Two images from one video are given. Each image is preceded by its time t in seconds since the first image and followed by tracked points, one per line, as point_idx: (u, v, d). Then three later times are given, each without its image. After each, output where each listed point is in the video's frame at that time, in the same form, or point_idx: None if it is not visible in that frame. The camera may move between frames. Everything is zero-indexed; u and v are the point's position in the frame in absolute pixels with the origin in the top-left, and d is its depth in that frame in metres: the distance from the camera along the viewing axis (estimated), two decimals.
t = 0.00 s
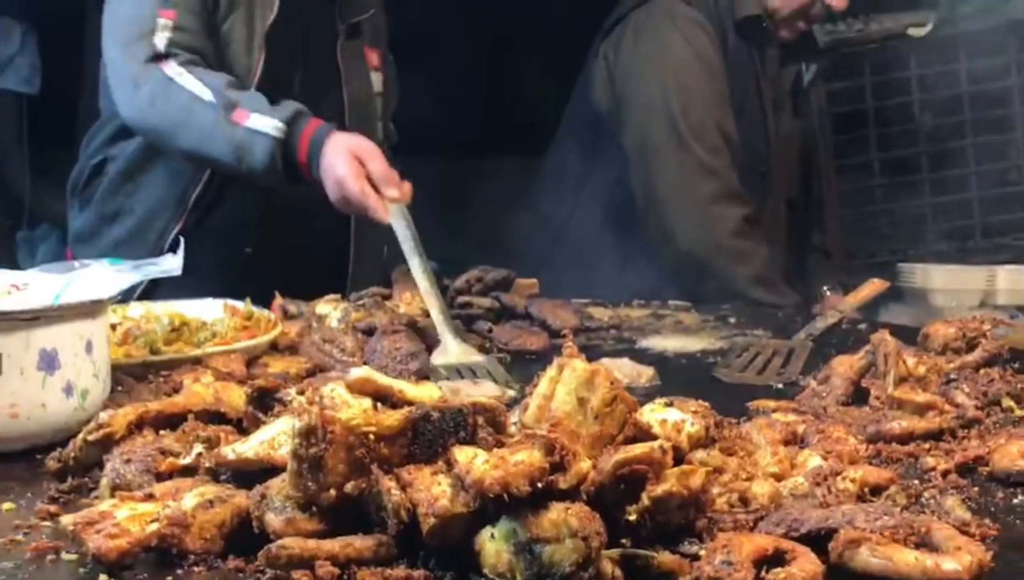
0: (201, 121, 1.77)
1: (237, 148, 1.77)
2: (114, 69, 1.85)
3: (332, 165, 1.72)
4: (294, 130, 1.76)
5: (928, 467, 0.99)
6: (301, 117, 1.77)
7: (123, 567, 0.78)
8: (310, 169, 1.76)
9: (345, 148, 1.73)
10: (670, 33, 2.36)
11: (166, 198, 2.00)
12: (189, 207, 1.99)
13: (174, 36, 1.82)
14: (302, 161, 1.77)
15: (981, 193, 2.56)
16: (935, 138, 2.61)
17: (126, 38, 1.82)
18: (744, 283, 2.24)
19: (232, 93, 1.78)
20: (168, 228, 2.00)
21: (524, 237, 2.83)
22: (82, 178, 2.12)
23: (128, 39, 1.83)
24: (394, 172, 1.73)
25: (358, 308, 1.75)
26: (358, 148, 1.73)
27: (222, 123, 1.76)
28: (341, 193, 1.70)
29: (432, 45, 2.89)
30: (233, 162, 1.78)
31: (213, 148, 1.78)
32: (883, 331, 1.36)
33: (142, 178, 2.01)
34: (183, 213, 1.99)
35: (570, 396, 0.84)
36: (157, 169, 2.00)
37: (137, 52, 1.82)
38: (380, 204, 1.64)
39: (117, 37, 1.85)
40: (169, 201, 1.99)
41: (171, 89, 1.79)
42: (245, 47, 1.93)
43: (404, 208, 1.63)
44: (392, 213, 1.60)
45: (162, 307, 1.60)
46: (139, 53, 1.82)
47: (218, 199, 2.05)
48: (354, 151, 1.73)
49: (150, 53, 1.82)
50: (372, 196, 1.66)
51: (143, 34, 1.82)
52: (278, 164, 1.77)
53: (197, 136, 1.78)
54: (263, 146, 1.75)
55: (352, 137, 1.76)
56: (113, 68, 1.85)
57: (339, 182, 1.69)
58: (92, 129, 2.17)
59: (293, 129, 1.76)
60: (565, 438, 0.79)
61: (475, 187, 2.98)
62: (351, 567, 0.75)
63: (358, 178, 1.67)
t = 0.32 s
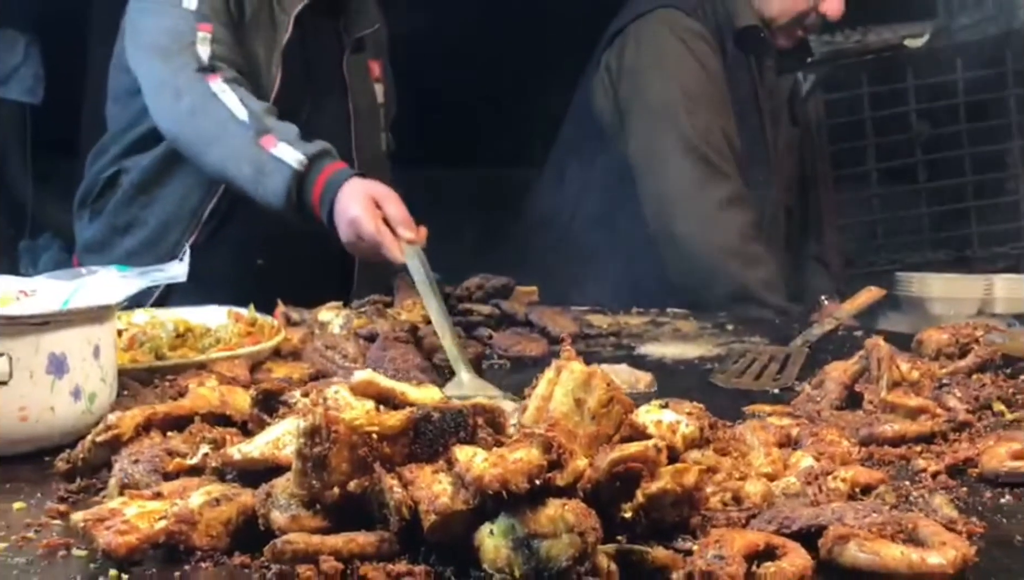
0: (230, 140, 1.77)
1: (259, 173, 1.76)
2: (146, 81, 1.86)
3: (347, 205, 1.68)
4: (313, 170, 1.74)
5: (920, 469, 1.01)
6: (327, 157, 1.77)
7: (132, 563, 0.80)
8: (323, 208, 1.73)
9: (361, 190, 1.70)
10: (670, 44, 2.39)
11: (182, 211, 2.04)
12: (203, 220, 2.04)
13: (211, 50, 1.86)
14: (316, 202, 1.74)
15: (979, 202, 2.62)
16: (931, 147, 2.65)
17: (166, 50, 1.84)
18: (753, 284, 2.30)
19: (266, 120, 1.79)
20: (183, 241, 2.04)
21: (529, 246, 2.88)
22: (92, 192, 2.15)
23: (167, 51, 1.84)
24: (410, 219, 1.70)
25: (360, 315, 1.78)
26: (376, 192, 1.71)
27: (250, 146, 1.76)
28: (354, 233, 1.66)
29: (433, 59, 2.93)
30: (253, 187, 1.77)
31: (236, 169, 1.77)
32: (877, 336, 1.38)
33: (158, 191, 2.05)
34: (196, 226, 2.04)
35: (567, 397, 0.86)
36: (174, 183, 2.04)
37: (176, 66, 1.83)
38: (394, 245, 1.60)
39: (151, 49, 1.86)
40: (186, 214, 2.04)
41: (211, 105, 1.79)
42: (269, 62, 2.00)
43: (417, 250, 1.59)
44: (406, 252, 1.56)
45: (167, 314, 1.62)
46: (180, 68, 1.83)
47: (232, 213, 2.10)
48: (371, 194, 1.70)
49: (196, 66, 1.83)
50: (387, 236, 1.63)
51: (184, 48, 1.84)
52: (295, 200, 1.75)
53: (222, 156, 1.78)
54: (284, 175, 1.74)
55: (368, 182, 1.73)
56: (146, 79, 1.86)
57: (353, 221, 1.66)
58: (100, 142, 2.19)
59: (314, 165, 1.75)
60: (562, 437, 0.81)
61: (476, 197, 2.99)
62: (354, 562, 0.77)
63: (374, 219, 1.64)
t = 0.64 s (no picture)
0: (249, 135, 1.81)
1: (277, 165, 1.79)
2: (165, 85, 1.90)
3: (359, 195, 1.70)
4: (329, 159, 1.78)
5: (904, 466, 1.04)
6: (341, 148, 1.80)
7: (140, 552, 0.83)
8: (337, 197, 1.75)
9: (376, 181, 1.71)
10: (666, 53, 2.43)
11: (195, 222, 2.12)
12: (214, 232, 2.13)
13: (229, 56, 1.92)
14: (332, 191, 1.76)
15: (974, 209, 2.75)
16: (926, 155, 2.75)
17: (184, 55, 1.89)
18: (741, 292, 2.39)
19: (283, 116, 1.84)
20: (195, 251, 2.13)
21: (525, 252, 2.90)
22: (102, 200, 2.22)
23: (185, 56, 1.89)
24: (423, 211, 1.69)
25: (360, 318, 1.82)
26: (391, 183, 1.71)
27: (269, 141, 1.81)
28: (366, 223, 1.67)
29: (435, 67, 2.97)
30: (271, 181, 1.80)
31: (255, 163, 1.81)
32: (865, 338, 1.41)
33: (171, 202, 2.13)
34: (207, 238, 2.13)
35: (561, 394, 0.90)
36: (187, 194, 2.12)
37: (195, 68, 1.88)
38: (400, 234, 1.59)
39: (168, 54, 1.90)
40: (198, 226, 2.12)
41: (225, 104, 1.83)
42: (282, 70, 2.09)
43: (425, 243, 1.58)
44: (410, 244, 1.56)
45: (170, 316, 1.65)
46: (199, 69, 1.88)
47: (243, 225, 2.17)
48: (386, 186, 1.71)
49: (214, 69, 1.88)
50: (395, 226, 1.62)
51: (202, 52, 1.90)
52: (313, 192, 1.78)
53: (241, 151, 1.82)
54: (300, 164, 1.77)
55: (389, 174, 1.75)
56: (164, 82, 1.90)
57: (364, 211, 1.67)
58: (109, 151, 2.26)
59: (331, 156, 1.78)
60: (555, 432, 0.84)
61: (481, 203, 3.05)
62: (355, 551, 0.80)
63: (383, 209, 1.65)
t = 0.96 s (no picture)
0: (270, 121, 1.87)
1: (295, 149, 1.84)
2: (185, 79, 1.99)
3: (372, 189, 1.74)
4: (345, 150, 1.82)
5: (885, 468, 1.07)
6: (357, 138, 1.85)
7: (142, 550, 0.85)
8: (349, 190, 1.79)
9: (392, 176, 1.75)
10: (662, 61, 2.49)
11: (203, 228, 2.28)
12: (221, 237, 2.28)
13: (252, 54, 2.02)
14: (344, 183, 1.80)
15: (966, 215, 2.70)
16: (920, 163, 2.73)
17: (207, 52, 1.98)
18: (746, 294, 2.49)
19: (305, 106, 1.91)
20: (202, 256, 2.28)
21: (518, 257, 2.91)
22: (111, 204, 2.38)
23: (207, 53, 1.98)
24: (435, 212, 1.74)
25: (357, 324, 1.86)
26: (406, 180, 1.75)
27: (288, 127, 1.86)
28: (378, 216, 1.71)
29: (435, 74, 3.02)
30: (288, 165, 1.84)
31: (273, 148, 1.86)
32: (850, 343, 1.44)
33: (179, 208, 2.28)
34: (214, 243, 2.28)
35: (550, 397, 0.93)
36: (195, 199, 2.27)
37: (218, 63, 1.97)
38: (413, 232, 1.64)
39: (189, 51, 2.00)
40: (205, 231, 2.28)
41: (246, 91, 1.91)
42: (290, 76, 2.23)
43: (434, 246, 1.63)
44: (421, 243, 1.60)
45: (171, 321, 1.68)
46: (221, 64, 1.97)
47: (248, 229, 2.32)
48: (403, 181, 1.75)
49: (239, 64, 1.97)
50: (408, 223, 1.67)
51: (225, 48, 1.99)
52: (324, 181, 1.82)
53: (261, 137, 1.87)
54: (317, 148, 1.82)
55: (404, 169, 1.79)
56: (184, 76, 1.99)
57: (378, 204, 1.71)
58: (116, 157, 2.40)
59: (346, 144, 1.83)
60: (544, 433, 0.87)
61: (480, 210, 3.06)
62: (350, 548, 0.83)
63: (398, 206, 1.69)
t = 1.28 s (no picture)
0: (278, 120, 1.90)
1: (301, 148, 1.86)
2: (195, 79, 2.02)
3: (379, 187, 1.77)
4: (349, 150, 1.85)
5: (867, 463, 1.08)
6: (364, 140, 1.88)
7: (134, 539, 0.87)
8: (353, 187, 1.81)
9: (399, 175, 1.79)
10: (654, 64, 2.51)
11: (204, 231, 2.34)
12: (223, 239, 2.34)
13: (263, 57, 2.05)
14: (347, 183, 1.83)
15: (959, 220, 2.77)
16: (912, 168, 2.79)
17: (217, 53, 2.01)
18: (745, 292, 2.47)
19: (314, 107, 1.94)
20: (202, 258, 2.33)
21: (514, 259, 2.93)
22: (111, 206, 2.43)
23: (218, 55, 2.01)
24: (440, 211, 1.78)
25: (351, 324, 1.88)
26: (411, 180, 1.79)
27: (298, 126, 1.89)
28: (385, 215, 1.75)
29: (433, 78, 3.04)
30: (294, 163, 1.87)
31: (281, 146, 1.88)
32: (835, 342, 1.46)
33: (181, 210, 2.34)
34: (215, 245, 2.34)
35: (536, 390, 0.94)
36: (197, 202, 2.33)
37: (229, 64, 2.00)
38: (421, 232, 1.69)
39: (200, 52, 2.03)
40: (207, 234, 2.34)
41: (256, 91, 1.94)
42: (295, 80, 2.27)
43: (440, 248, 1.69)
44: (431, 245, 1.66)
45: (166, 320, 1.70)
46: (231, 65, 2.00)
47: (252, 231, 2.38)
48: (409, 179, 1.79)
49: (252, 65, 2.00)
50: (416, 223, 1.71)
51: (237, 50, 2.02)
52: (327, 180, 1.84)
53: (268, 135, 1.90)
54: (324, 147, 1.84)
55: (407, 169, 1.82)
56: (195, 76, 2.02)
57: (385, 203, 1.75)
58: (117, 159, 2.46)
59: (352, 145, 1.86)
60: (530, 425, 0.89)
61: (482, 212, 3.11)
62: (338, 537, 0.84)
63: (406, 204, 1.73)
